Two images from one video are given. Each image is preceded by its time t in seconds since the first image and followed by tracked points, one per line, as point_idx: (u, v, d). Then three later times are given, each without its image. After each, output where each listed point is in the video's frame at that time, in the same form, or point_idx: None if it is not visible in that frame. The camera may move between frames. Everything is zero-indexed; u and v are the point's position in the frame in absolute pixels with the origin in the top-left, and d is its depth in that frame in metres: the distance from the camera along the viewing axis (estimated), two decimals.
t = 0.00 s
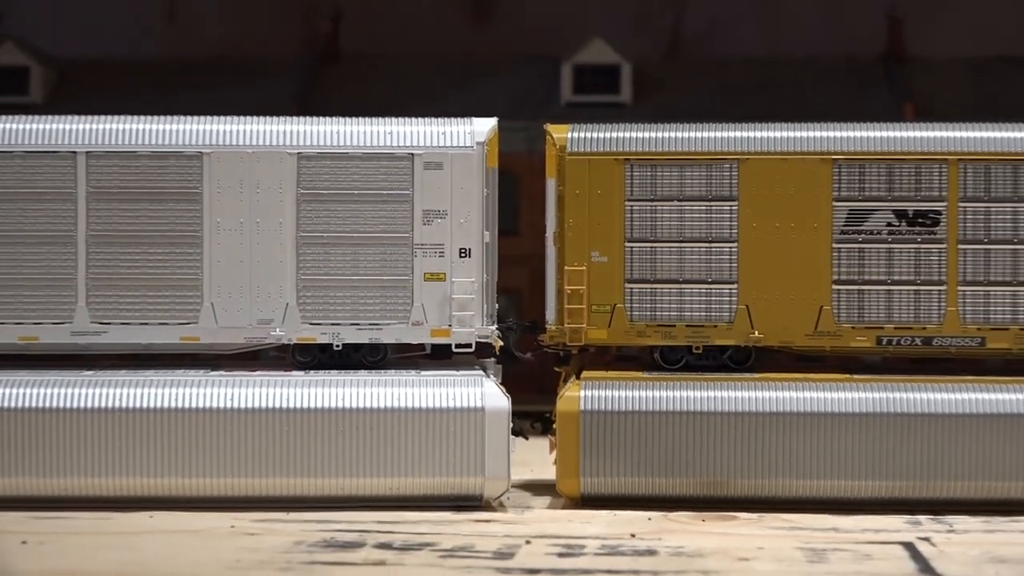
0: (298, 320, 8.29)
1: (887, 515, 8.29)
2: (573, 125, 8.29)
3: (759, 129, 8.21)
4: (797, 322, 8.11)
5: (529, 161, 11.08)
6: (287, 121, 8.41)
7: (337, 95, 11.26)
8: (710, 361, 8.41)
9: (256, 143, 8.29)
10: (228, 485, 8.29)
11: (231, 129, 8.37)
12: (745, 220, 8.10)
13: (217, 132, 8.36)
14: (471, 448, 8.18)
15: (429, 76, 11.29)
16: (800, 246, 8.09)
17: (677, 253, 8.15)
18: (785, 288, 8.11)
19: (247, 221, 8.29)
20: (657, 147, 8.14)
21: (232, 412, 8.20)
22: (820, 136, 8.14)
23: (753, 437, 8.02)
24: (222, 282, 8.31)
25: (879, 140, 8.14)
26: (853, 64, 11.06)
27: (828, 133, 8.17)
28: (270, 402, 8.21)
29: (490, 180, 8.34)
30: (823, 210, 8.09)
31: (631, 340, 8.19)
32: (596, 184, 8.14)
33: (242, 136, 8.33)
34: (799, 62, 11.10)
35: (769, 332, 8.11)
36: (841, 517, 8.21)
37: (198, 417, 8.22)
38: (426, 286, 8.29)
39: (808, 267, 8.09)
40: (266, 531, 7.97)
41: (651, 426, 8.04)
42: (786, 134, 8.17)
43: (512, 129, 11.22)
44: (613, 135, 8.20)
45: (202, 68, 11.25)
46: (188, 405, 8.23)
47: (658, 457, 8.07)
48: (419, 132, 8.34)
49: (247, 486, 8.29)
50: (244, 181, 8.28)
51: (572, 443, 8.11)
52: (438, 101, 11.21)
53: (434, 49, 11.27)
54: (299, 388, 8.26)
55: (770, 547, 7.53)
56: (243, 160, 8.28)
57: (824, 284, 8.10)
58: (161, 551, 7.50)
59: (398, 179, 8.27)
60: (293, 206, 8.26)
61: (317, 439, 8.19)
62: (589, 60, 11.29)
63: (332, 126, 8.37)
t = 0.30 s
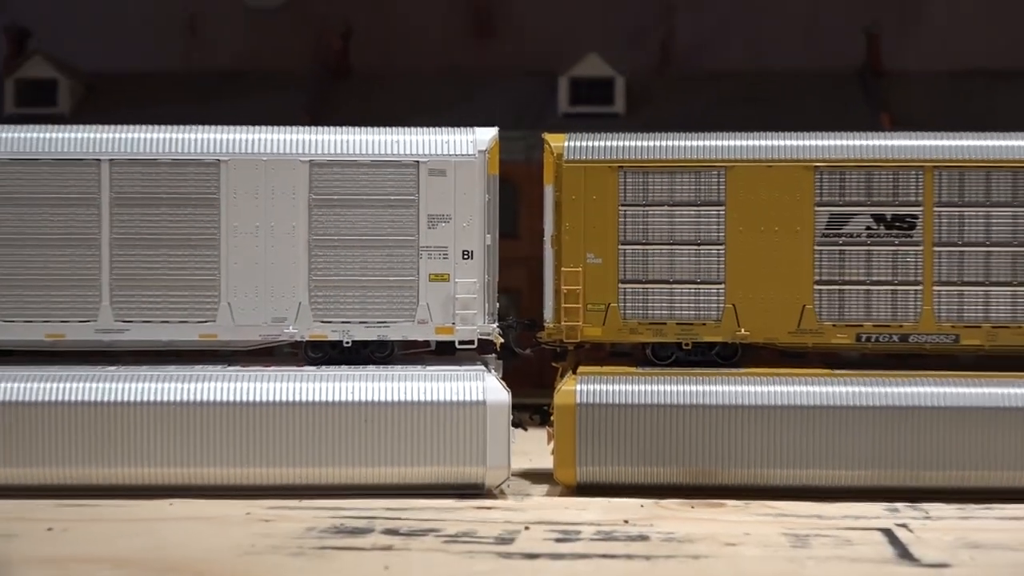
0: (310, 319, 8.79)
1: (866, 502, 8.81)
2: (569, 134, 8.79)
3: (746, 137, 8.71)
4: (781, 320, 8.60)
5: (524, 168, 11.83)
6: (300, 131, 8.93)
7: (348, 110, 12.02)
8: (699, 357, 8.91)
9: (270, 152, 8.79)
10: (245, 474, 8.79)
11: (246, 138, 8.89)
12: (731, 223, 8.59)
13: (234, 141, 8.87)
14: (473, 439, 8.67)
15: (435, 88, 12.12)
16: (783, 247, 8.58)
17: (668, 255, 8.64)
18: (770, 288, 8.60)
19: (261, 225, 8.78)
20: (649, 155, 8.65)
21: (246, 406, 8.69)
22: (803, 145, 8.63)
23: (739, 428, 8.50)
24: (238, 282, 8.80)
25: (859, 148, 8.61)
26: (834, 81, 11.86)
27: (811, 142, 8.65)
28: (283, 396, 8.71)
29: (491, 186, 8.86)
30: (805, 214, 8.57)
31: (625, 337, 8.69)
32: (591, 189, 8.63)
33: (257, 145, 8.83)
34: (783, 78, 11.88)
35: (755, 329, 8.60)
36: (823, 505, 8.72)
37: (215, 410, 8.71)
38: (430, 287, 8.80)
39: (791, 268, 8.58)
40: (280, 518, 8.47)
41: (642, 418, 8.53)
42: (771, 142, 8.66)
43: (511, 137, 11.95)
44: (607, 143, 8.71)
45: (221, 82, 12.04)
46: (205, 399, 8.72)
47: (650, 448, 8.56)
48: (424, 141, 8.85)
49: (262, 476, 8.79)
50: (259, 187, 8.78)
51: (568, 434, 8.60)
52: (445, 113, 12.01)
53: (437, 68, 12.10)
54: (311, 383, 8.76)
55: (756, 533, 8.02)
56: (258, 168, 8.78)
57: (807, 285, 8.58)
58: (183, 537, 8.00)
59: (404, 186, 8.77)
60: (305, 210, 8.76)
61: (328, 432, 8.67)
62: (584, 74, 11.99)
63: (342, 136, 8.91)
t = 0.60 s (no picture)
0: (325, 316, 9.50)
1: (842, 486, 9.48)
2: (566, 144, 9.47)
3: (730, 148, 9.39)
4: (762, 318, 9.27)
5: (524, 176, 12.49)
6: (315, 141, 9.63)
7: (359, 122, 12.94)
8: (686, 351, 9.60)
9: (288, 161, 9.49)
10: (264, 460, 9.48)
11: (266, 148, 9.58)
12: (716, 227, 9.26)
13: (254, 150, 9.56)
14: (476, 428, 9.35)
15: (444, 98, 13.13)
16: (763, 250, 9.26)
17: (656, 256, 9.32)
18: (751, 288, 9.27)
19: (280, 229, 9.48)
20: (639, 164, 9.32)
21: (266, 397, 9.37)
22: (783, 155, 9.28)
23: (722, 418, 9.18)
24: (258, 282, 9.50)
25: (835, 157, 9.26)
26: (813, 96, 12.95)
27: (790, 152, 9.31)
28: (300, 387, 9.39)
29: (493, 193, 9.58)
30: (784, 218, 9.24)
31: (617, 333, 9.38)
32: (586, 196, 9.31)
33: (275, 154, 9.52)
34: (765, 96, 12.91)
35: (737, 325, 9.27)
36: (801, 489, 9.39)
37: (237, 401, 9.39)
38: (436, 286, 9.51)
39: (771, 269, 9.25)
40: (297, 500, 9.15)
41: (632, 408, 9.20)
42: (753, 152, 9.32)
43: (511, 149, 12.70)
44: (600, 153, 9.38)
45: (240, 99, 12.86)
46: (228, 390, 9.40)
47: (640, 436, 9.23)
48: (431, 151, 9.55)
49: (281, 461, 9.48)
50: (277, 194, 9.47)
51: (565, 423, 9.26)
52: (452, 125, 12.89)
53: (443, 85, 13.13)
54: (326, 375, 9.45)
55: (739, 515, 8.69)
56: (277, 176, 9.47)
57: (786, 285, 9.25)
58: (209, 519, 8.68)
59: (413, 193, 9.48)
60: (320, 215, 9.46)
61: (341, 421, 9.35)
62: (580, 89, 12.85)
63: (355, 146, 9.60)
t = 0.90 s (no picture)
0: (339, 313, 10.23)
1: (819, 472, 10.21)
2: (563, 155, 10.21)
3: (715, 157, 10.13)
4: (745, 315, 9.99)
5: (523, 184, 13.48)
6: (329, 152, 10.37)
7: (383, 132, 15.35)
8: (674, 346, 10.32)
9: (304, 170, 10.23)
10: (283, 448, 10.20)
11: (284, 157, 10.31)
12: (702, 232, 9.98)
13: (273, 159, 10.29)
14: (479, 418, 10.07)
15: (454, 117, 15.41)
16: (746, 252, 9.99)
17: (646, 259, 10.05)
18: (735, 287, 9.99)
19: (297, 233, 10.23)
20: (631, 173, 10.06)
21: (283, 389, 10.10)
22: (765, 164, 10.00)
23: (708, 409, 9.89)
24: (276, 283, 10.23)
25: (812, 166, 9.98)
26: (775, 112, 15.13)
27: (771, 162, 10.03)
28: (316, 380, 10.11)
29: (494, 199, 10.34)
30: (765, 223, 9.96)
31: (611, 329, 10.10)
32: (581, 203, 10.06)
33: (293, 163, 10.26)
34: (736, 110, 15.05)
35: (722, 322, 9.99)
36: (781, 474, 10.11)
37: (256, 393, 10.11)
38: (442, 286, 10.25)
39: (753, 270, 9.98)
40: (312, 486, 9.87)
41: (624, 399, 9.92)
42: (737, 161, 10.06)
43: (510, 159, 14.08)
44: (595, 163, 10.12)
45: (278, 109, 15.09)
46: (248, 383, 10.12)
47: (631, 425, 9.95)
48: (438, 160, 10.31)
49: (298, 449, 10.20)
50: (294, 200, 10.22)
51: (561, 413, 9.98)
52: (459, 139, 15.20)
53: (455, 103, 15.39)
54: (340, 368, 10.18)
55: (724, 499, 9.40)
56: (294, 184, 10.21)
57: (767, 285, 9.97)
58: (232, 503, 9.38)
59: (420, 199, 10.22)
60: (334, 220, 10.20)
61: (353, 412, 10.07)
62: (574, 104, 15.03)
63: (367, 156, 10.35)
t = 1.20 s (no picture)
0: (351, 311, 11.02)
1: (797, 458, 10.99)
2: (560, 165, 11.02)
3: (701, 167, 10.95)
4: (728, 312, 10.77)
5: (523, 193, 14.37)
6: (343, 161, 11.16)
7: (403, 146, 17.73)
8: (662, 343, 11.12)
9: (320, 178, 11.02)
10: (300, 436, 10.96)
11: (300, 167, 11.10)
12: (689, 236, 10.77)
13: (291, 168, 11.09)
14: (482, 408, 10.85)
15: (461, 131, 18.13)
16: (729, 255, 10.77)
17: (637, 261, 10.84)
18: (719, 287, 10.77)
19: (312, 236, 11.01)
20: (623, 181, 10.86)
21: (300, 382, 10.84)
22: (747, 172, 10.78)
23: (693, 400, 10.65)
24: (293, 283, 11.02)
25: (791, 175, 10.75)
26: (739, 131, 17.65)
27: (753, 171, 10.80)
28: (330, 373, 10.87)
29: (495, 206, 11.18)
30: (746, 227, 10.73)
31: (603, 326, 10.89)
32: (576, 210, 10.87)
33: (309, 172, 11.05)
34: (704, 128, 17.56)
35: (707, 319, 10.77)
36: (762, 461, 10.89)
37: (274, 385, 10.85)
38: (447, 286, 11.05)
39: (736, 271, 10.76)
40: (326, 472, 10.65)
41: (616, 391, 10.69)
42: (721, 170, 10.86)
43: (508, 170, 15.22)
44: (589, 172, 10.93)
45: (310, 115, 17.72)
46: (267, 376, 10.87)
47: (623, 415, 10.71)
48: (443, 170, 11.12)
49: (313, 437, 10.97)
50: (310, 206, 11.01)
51: (557, 404, 10.76)
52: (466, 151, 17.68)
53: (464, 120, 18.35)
54: (352, 362, 10.94)
55: (709, 484, 10.17)
56: (310, 191, 11.00)
57: (749, 285, 10.75)
58: (253, 488, 10.14)
59: (427, 206, 11.01)
60: (347, 225, 10.99)
61: (365, 402, 10.84)
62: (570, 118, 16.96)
63: (377, 165, 11.15)
